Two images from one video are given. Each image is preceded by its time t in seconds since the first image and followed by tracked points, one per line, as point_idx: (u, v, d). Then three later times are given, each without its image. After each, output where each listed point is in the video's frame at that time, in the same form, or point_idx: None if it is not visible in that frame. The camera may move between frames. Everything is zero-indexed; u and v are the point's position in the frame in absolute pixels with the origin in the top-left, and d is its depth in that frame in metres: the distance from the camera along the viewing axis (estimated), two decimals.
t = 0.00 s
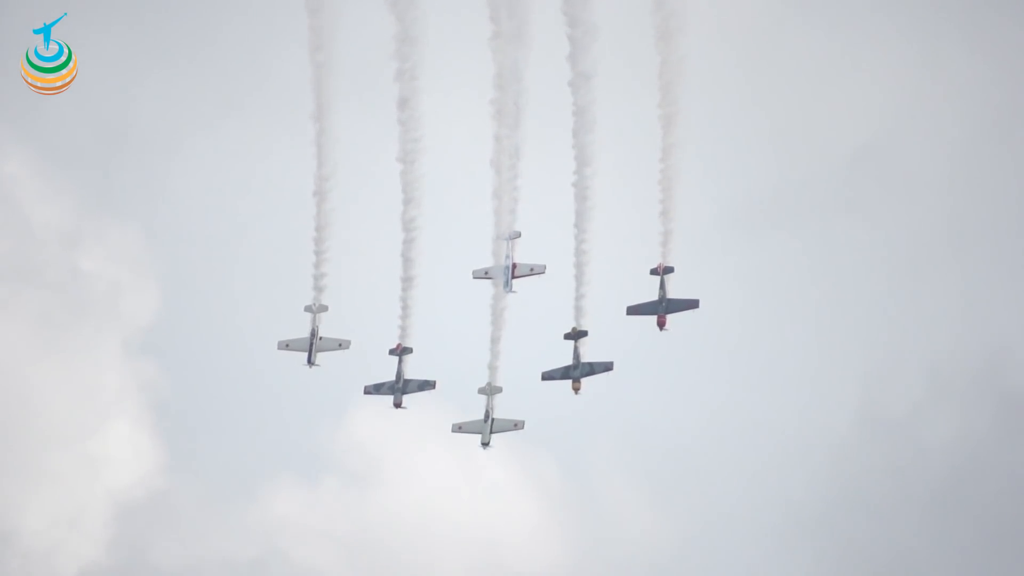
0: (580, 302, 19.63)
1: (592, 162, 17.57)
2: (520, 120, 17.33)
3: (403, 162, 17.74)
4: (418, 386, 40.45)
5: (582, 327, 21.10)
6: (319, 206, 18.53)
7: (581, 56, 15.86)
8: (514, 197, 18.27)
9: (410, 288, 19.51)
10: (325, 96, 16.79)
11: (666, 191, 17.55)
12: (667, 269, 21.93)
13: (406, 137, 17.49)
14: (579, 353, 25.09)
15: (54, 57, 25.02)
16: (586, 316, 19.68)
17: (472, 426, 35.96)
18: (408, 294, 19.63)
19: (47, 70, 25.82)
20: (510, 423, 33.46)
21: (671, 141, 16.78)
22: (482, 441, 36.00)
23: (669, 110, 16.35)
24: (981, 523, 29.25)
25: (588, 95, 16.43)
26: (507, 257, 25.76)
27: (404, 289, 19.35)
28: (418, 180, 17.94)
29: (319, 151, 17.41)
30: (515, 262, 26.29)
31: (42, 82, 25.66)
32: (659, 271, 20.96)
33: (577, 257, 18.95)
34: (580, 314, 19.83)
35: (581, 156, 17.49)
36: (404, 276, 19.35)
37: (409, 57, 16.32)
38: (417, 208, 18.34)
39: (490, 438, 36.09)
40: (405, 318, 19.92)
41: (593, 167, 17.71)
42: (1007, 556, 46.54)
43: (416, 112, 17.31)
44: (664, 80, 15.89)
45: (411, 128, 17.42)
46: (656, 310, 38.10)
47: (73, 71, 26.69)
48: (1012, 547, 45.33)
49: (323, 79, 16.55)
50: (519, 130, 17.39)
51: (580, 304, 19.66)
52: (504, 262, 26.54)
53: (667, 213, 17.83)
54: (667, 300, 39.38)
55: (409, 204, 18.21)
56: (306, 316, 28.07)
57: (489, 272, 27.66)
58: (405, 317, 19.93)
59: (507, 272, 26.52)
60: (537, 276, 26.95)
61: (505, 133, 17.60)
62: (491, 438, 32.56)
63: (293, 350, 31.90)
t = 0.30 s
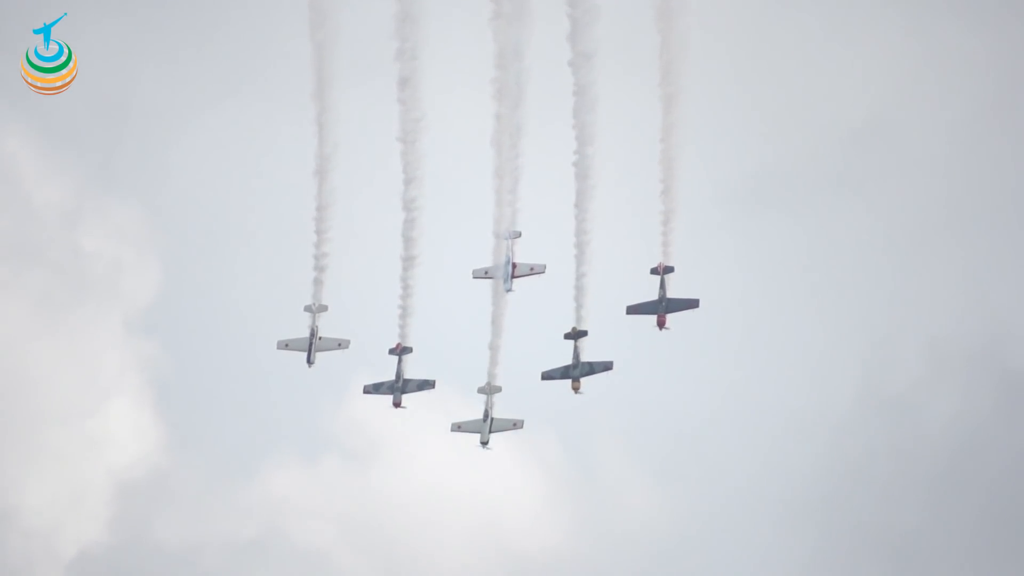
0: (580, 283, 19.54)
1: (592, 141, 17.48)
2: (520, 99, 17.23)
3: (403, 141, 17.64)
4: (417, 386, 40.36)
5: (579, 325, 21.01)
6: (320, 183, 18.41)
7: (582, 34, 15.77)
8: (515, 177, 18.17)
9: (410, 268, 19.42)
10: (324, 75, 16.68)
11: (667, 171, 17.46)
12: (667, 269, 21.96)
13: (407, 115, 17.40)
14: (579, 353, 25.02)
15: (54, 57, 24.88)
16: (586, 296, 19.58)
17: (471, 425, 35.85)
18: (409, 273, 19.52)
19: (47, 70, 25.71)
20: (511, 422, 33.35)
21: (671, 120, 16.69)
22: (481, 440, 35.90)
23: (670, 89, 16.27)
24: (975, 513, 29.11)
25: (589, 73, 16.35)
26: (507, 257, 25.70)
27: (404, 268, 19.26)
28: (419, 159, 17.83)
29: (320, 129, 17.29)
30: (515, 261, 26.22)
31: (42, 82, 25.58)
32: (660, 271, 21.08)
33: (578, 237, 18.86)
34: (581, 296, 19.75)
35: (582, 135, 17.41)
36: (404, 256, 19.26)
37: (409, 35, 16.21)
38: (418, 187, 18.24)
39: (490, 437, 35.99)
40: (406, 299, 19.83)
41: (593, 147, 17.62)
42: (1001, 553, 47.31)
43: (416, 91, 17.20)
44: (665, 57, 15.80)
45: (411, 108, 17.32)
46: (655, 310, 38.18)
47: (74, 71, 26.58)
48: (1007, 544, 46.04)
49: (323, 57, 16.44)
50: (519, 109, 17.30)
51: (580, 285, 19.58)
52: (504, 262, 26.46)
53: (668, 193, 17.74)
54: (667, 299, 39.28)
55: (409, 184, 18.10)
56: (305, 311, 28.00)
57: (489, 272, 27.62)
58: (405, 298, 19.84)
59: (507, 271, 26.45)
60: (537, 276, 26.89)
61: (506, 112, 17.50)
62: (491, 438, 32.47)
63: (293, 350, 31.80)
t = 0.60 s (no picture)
0: (581, 262, 19.47)
1: (593, 117, 17.39)
2: (522, 76, 17.13)
3: (404, 118, 17.53)
4: (416, 385, 40.26)
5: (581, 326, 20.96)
6: (321, 156, 18.24)
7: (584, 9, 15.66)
8: (517, 155, 18.06)
9: (411, 246, 19.33)
10: (325, 50, 16.56)
11: (669, 148, 17.34)
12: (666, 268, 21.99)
13: (407, 91, 17.32)
14: (579, 354, 24.99)
15: (54, 56, 24.76)
16: (587, 273, 19.51)
17: (471, 425, 35.75)
18: (411, 248, 19.40)
19: (46, 70, 25.59)
20: (509, 422, 33.21)
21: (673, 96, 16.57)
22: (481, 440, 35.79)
23: (672, 65, 16.14)
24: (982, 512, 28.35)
25: (591, 49, 16.24)
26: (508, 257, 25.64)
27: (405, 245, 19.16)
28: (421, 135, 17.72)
29: (320, 105, 17.18)
30: (515, 261, 26.17)
31: (42, 82, 25.48)
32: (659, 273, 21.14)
33: (580, 213, 18.77)
34: (582, 275, 19.68)
35: (583, 111, 17.30)
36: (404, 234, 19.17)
37: (410, 11, 16.10)
38: (419, 163, 18.12)
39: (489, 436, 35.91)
40: (407, 277, 19.74)
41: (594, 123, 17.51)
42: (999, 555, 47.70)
43: (417, 68, 17.09)
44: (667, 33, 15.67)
45: (412, 84, 17.21)
46: (655, 310, 38.19)
47: (74, 71, 26.49)
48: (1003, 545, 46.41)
49: (324, 32, 16.32)
50: (521, 86, 17.20)
51: (581, 263, 19.51)
52: (503, 263, 26.39)
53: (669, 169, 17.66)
54: (666, 298, 39.21)
55: (410, 160, 17.98)
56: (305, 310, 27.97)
57: (489, 271, 27.59)
58: (406, 276, 19.76)
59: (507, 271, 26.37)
60: (537, 276, 26.85)
61: (507, 89, 17.39)
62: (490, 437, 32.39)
63: (292, 349, 31.68)
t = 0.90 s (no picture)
0: (580, 241, 19.53)
1: (592, 97, 17.46)
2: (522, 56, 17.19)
3: (404, 99, 17.60)
4: (415, 385, 40.30)
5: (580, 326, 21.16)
6: (322, 136, 18.31)
7: None
8: (516, 136, 18.12)
9: (410, 225, 19.39)
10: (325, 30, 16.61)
11: (668, 127, 17.39)
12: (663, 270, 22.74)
13: (408, 71, 17.38)
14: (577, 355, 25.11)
15: (54, 57, 24.80)
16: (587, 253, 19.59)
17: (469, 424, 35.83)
18: (411, 227, 19.45)
19: (46, 70, 25.66)
20: (507, 423, 33.28)
21: (672, 77, 16.62)
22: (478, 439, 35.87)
23: (672, 45, 16.19)
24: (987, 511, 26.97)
25: (591, 29, 16.30)
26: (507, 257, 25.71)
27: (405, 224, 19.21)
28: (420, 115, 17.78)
29: (320, 84, 17.22)
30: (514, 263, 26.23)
31: (42, 83, 25.55)
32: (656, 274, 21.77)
33: (579, 193, 18.83)
34: (581, 254, 19.76)
35: (583, 91, 17.36)
36: (404, 212, 19.23)
37: None
38: (419, 143, 18.17)
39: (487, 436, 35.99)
40: (406, 256, 19.80)
41: (593, 104, 17.57)
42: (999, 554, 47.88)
43: (417, 48, 17.16)
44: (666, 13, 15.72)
45: (412, 65, 17.28)
46: (653, 310, 38.39)
47: (73, 72, 26.55)
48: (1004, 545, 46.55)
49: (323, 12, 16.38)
50: (520, 66, 17.27)
51: (580, 243, 19.57)
52: (502, 265, 26.44)
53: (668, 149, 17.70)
54: (665, 299, 39.32)
55: (410, 140, 18.04)
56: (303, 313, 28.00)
57: (487, 272, 27.78)
58: (406, 255, 19.82)
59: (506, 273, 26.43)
60: (535, 277, 26.93)
61: (506, 70, 17.46)
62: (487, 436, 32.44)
63: (290, 350, 31.74)
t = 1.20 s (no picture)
0: (581, 219, 19.51)
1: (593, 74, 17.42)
2: (523, 32, 17.17)
3: (404, 75, 17.55)
4: (414, 385, 40.27)
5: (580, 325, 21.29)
6: (322, 112, 18.27)
7: None
8: (517, 113, 18.08)
9: (411, 202, 19.35)
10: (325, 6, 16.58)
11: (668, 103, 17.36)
12: (663, 269, 22.95)
13: (408, 48, 17.33)
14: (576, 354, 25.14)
15: (54, 57, 24.76)
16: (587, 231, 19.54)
17: (467, 424, 35.81)
18: (412, 203, 19.41)
19: (47, 70, 25.62)
20: (505, 423, 33.22)
21: (672, 54, 16.59)
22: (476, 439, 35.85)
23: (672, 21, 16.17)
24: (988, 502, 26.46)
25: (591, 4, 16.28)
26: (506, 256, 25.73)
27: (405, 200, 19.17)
28: (420, 91, 17.73)
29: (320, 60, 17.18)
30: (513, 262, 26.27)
31: (43, 82, 25.52)
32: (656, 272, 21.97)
33: (580, 170, 18.80)
34: (582, 232, 19.74)
35: (583, 68, 17.32)
36: (404, 188, 19.19)
37: None
38: (420, 120, 18.13)
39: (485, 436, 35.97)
40: (407, 233, 19.75)
41: (593, 81, 17.54)
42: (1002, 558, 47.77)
43: (417, 25, 17.14)
44: None
45: (413, 41, 17.25)
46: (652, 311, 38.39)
47: (73, 72, 26.50)
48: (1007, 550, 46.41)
49: None
50: (521, 43, 17.24)
51: (581, 221, 19.56)
52: (501, 265, 26.44)
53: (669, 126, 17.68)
54: (665, 300, 39.30)
55: (411, 116, 18.00)
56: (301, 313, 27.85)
57: (487, 273, 27.84)
58: (407, 233, 19.78)
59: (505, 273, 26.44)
60: (534, 277, 26.96)
61: (507, 46, 17.43)
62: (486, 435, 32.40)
63: (288, 350, 31.71)
